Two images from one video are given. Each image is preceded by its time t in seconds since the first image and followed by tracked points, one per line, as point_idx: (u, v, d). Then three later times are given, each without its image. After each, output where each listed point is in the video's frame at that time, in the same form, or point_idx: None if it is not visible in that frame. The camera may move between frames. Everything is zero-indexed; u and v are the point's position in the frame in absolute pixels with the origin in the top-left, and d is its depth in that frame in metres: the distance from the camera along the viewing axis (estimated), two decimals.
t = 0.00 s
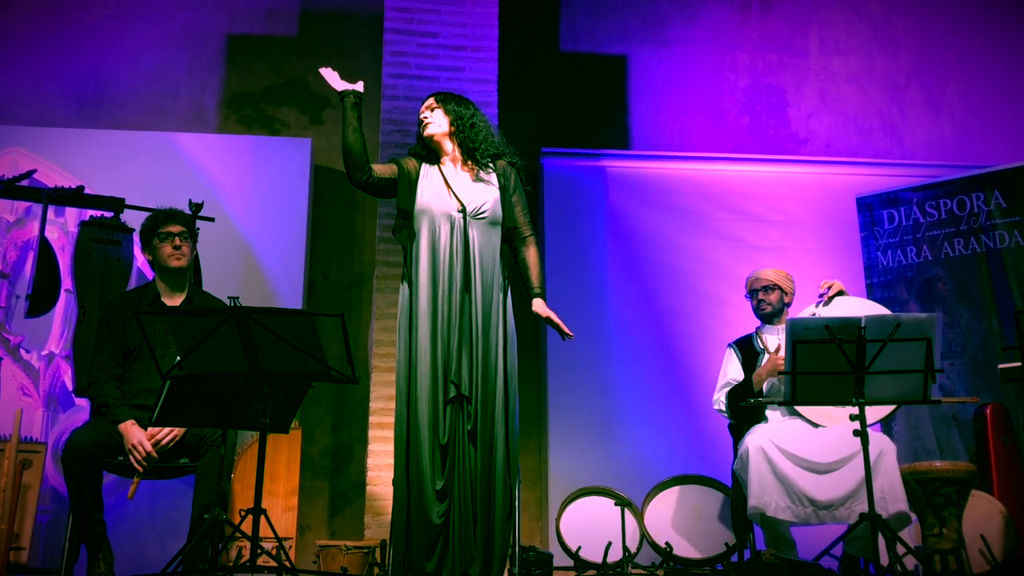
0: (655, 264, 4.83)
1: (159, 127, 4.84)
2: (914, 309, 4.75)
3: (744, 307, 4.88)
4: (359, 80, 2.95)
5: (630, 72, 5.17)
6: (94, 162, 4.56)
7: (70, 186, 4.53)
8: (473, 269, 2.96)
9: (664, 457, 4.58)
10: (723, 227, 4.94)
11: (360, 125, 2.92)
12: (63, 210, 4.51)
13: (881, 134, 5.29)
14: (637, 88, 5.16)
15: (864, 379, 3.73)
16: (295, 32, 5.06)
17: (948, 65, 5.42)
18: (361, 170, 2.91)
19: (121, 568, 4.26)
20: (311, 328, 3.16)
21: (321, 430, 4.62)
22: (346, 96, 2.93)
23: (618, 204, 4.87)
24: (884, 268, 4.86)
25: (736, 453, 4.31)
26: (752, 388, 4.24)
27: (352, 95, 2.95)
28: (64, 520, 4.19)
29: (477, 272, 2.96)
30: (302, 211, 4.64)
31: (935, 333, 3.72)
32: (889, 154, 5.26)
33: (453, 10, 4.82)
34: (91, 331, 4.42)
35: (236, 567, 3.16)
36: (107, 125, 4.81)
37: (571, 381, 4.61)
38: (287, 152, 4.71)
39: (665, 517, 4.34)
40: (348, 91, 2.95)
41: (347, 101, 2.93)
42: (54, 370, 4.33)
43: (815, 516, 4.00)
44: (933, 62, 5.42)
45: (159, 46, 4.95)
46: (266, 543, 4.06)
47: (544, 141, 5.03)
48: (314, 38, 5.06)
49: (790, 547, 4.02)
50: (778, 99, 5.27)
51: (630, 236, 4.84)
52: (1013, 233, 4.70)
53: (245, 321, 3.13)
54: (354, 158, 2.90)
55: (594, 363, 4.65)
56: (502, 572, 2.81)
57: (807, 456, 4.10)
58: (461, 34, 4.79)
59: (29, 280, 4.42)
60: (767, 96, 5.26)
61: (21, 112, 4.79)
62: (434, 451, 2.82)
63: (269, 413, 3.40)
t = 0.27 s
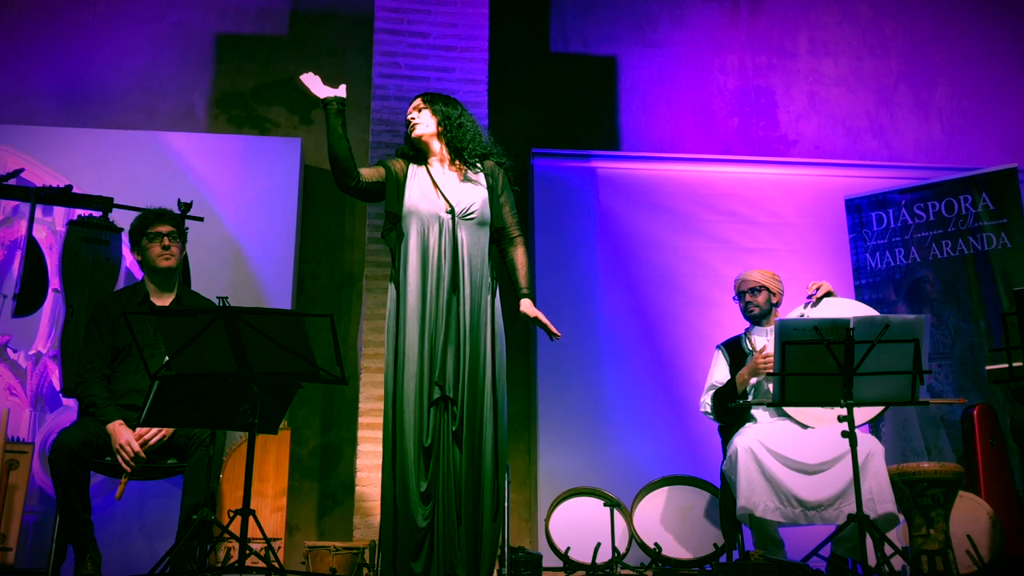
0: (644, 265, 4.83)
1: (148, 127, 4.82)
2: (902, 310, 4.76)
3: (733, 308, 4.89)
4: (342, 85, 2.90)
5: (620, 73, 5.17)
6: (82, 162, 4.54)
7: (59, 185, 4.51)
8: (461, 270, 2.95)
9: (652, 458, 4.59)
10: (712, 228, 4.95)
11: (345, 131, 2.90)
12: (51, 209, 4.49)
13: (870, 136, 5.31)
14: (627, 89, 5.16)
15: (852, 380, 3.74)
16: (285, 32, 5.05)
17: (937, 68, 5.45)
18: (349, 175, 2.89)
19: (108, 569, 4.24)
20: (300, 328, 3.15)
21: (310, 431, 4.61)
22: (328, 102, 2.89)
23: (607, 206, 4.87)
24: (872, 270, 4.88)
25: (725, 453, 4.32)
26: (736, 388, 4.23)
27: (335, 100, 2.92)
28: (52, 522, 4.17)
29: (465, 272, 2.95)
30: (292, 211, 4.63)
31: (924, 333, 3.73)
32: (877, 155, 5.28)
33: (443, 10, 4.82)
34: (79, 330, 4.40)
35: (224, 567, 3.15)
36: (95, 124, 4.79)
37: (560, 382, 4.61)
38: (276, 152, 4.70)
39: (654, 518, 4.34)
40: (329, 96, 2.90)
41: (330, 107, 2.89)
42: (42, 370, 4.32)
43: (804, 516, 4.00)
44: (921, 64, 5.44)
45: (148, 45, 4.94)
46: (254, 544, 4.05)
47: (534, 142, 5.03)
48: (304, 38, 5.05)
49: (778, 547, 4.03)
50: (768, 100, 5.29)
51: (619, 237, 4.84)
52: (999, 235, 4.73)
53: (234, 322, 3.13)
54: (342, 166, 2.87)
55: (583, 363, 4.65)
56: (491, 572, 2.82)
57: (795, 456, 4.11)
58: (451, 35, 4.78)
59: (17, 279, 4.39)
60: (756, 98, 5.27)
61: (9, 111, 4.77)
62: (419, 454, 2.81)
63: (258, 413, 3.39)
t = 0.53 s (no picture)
0: (633, 266, 4.85)
1: (136, 126, 4.80)
2: (889, 312, 4.77)
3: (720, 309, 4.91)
4: (323, 94, 2.84)
5: (609, 74, 5.18)
6: (69, 161, 4.52)
7: (46, 184, 4.49)
8: (449, 271, 2.95)
9: (640, 458, 4.61)
10: (700, 230, 4.97)
11: (329, 138, 2.86)
12: (38, 208, 4.46)
13: (857, 139, 5.34)
14: (616, 90, 5.17)
15: (839, 381, 3.76)
16: (274, 32, 5.04)
17: (923, 71, 5.48)
18: (337, 184, 2.89)
19: (95, 569, 4.23)
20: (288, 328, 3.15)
21: (298, 431, 4.61)
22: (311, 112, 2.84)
23: (596, 207, 4.88)
24: (858, 272, 4.90)
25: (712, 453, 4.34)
26: (719, 389, 4.26)
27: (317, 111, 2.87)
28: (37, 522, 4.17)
29: (453, 274, 2.95)
30: (280, 210, 4.63)
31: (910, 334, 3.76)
32: (864, 158, 5.31)
33: (433, 10, 4.82)
34: (66, 330, 4.38)
35: (212, 568, 3.14)
36: (83, 122, 4.77)
37: (548, 382, 4.62)
38: (265, 151, 4.69)
39: (641, 518, 4.36)
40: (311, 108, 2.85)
41: (314, 118, 2.84)
42: (28, 370, 4.29)
43: (790, 516, 4.03)
44: (908, 67, 5.47)
45: (136, 43, 4.92)
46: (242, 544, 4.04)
47: (523, 142, 5.03)
48: (293, 37, 5.04)
49: (764, 547, 4.05)
50: (756, 103, 5.31)
51: (607, 238, 4.85)
52: (985, 237, 4.77)
53: (221, 322, 3.14)
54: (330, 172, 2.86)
55: (572, 364, 4.66)
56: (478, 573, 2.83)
57: (782, 457, 4.13)
58: (441, 35, 4.79)
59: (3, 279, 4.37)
60: (744, 100, 5.30)
61: None
62: (404, 455, 2.82)
63: (245, 413, 3.39)
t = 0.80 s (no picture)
0: (620, 266, 4.86)
1: (122, 123, 4.78)
2: (874, 313, 4.80)
3: (706, 309, 4.92)
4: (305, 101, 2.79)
5: (597, 74, 5.19)
6: (55, 159, 4.49)
7: (30, 181, 4.46)
8: (437, 271, 2.96)
9: (626, 458, 4.62)
10: (687, 231, 4.98)
11: (315, 147, 2.84)
12: (23, 206, 4.43)
13: (843, 141, 5.36)
14: (603, 90, 5.18)
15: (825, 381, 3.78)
16: (261, 30, 5.02)
17: (910, 73, 5.50)
18: (327, 193, 2.89)
19: (79, 568, 4.21)
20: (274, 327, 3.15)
21: (284, 430, 4.59)
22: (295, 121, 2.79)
23: (584, 207, 4.89)
24: (844, 273, 4.93)
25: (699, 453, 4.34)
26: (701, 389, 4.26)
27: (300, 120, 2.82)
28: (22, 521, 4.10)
29: (441, 274, 2.95)
30: (266, 209, 4.62)
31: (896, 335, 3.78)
32: (851, 160, 5.34)
33: (421, 10, 4.82)
34: (51, 328, 4.36)
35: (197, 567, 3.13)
36: (68, 119, 4.74)
37: (535, 382, 4.62)
38: (251, 149, 4.68)
39: (627, 518, 4.37)
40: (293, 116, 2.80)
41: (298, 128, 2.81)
42: (12, 367, 4.26)
43: (776, 516, 4.04)
44: (895, 69, 5.50)
45: (123, 40, 4.90)
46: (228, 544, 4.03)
47: (510, 142, 5.03)
48: (281, 36, 5.03)
49: (750, 548, 4.06)
50: (743, 104, 5.32)
51: (595, 238, 4.86)
52: (970, 239, 4.79)
53: (208, 321, 3.12)
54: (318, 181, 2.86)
55: (559, 363, 4.67)
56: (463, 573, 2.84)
57: (768, 457, 4.14)
58: (429, 35, 4.78)
59: None
60: (731, 101, 5.31)
61: None
62: (391, 456, 2.81)
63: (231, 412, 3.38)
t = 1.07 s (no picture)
0: (607, 266, 4.85)
1: (107, 120, 4.75)
2: (859, 315, 4.82)
3: (693, 310, 4.93)
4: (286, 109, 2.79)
5: (585, 75, 5.18)
6: (39, 155, 4.46)
7: (14, 178, 4.42)
8: (425, 272, 2.95)
9: (612, 459, 4.62)
10: (675, 232, 4.99)
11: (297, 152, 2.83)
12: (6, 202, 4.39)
13: (829, 143, 5.38)
14: (591, 91, 5.18)
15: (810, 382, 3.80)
16: (247, 27, 4.99)
17: (896, 75, 5.52)
18: (313, 197, 2.87)
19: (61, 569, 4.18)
20: (259, 326, 3.13)
21: (269, 430, 4.58)
22: (277, 132, 2.82)
23: (572, 207, 4.89)
24: (830, 275, 4.93)
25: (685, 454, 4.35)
26: (687, 388, 4.30)
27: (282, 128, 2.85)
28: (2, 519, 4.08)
29: (429, 274, 2.95)
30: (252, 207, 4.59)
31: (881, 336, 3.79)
32: (837, 162, 5.36)
33: (409, 8, 4.80)
34: (33, 326, 4.33)
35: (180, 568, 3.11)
36: (52, 116, 4.71)
37: (522, 382, 4.61)
38: (237, 147, 4.66)
39: (612, 518, 4.37)
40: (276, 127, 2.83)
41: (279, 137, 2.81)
42: None
43: (761, 517, 4.05)
44: (881, 71, 5.52)
45: (108, 37, 4.86)
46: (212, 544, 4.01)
47: (497, 142, 5.02)
48: (267, 33, 5.00)
49: (735, 549, 4.07)
50: (730, 105, 5.33)
51: (582, 238, 4.85)
52: (955, 241, 4.81)
53: (192, 320, 3.10)
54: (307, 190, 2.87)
55: (546, 363, 4.66)
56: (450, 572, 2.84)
57: (753, 458, 4.15)
58: (416, 33, 4.77)
59: None
60: (718, 102, 5.32)
61: None
62: (382, 455, 2.80)
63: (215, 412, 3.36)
